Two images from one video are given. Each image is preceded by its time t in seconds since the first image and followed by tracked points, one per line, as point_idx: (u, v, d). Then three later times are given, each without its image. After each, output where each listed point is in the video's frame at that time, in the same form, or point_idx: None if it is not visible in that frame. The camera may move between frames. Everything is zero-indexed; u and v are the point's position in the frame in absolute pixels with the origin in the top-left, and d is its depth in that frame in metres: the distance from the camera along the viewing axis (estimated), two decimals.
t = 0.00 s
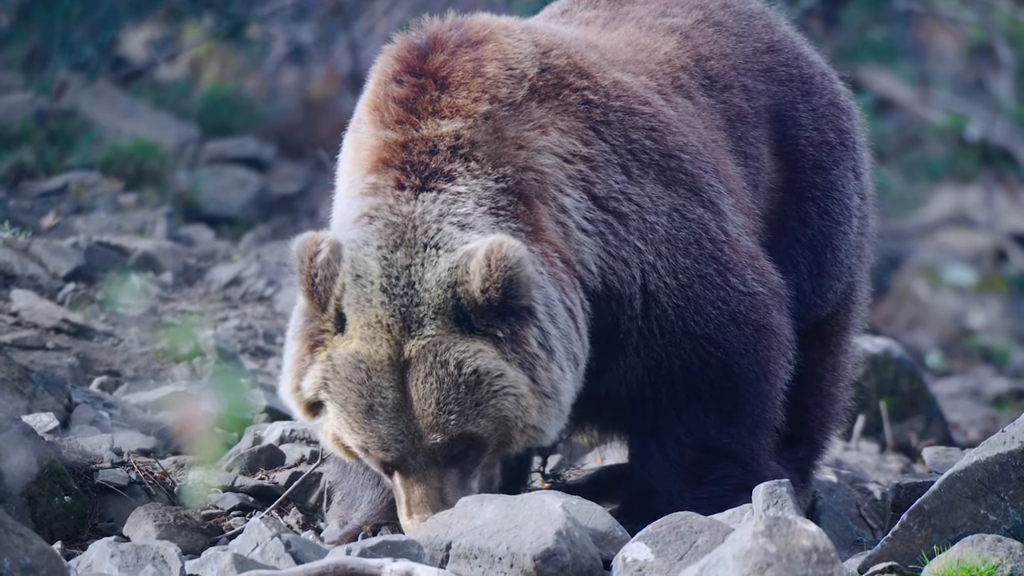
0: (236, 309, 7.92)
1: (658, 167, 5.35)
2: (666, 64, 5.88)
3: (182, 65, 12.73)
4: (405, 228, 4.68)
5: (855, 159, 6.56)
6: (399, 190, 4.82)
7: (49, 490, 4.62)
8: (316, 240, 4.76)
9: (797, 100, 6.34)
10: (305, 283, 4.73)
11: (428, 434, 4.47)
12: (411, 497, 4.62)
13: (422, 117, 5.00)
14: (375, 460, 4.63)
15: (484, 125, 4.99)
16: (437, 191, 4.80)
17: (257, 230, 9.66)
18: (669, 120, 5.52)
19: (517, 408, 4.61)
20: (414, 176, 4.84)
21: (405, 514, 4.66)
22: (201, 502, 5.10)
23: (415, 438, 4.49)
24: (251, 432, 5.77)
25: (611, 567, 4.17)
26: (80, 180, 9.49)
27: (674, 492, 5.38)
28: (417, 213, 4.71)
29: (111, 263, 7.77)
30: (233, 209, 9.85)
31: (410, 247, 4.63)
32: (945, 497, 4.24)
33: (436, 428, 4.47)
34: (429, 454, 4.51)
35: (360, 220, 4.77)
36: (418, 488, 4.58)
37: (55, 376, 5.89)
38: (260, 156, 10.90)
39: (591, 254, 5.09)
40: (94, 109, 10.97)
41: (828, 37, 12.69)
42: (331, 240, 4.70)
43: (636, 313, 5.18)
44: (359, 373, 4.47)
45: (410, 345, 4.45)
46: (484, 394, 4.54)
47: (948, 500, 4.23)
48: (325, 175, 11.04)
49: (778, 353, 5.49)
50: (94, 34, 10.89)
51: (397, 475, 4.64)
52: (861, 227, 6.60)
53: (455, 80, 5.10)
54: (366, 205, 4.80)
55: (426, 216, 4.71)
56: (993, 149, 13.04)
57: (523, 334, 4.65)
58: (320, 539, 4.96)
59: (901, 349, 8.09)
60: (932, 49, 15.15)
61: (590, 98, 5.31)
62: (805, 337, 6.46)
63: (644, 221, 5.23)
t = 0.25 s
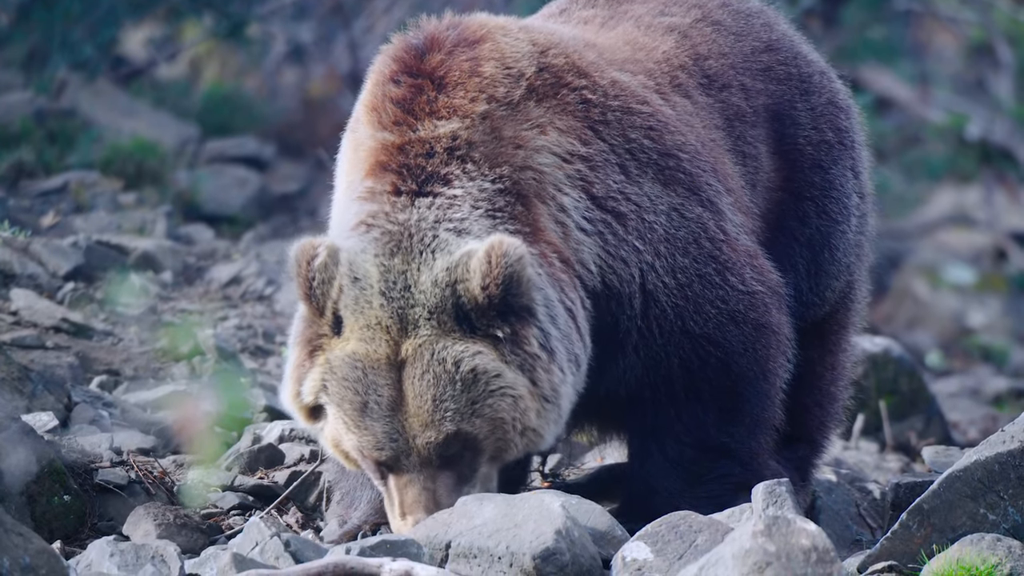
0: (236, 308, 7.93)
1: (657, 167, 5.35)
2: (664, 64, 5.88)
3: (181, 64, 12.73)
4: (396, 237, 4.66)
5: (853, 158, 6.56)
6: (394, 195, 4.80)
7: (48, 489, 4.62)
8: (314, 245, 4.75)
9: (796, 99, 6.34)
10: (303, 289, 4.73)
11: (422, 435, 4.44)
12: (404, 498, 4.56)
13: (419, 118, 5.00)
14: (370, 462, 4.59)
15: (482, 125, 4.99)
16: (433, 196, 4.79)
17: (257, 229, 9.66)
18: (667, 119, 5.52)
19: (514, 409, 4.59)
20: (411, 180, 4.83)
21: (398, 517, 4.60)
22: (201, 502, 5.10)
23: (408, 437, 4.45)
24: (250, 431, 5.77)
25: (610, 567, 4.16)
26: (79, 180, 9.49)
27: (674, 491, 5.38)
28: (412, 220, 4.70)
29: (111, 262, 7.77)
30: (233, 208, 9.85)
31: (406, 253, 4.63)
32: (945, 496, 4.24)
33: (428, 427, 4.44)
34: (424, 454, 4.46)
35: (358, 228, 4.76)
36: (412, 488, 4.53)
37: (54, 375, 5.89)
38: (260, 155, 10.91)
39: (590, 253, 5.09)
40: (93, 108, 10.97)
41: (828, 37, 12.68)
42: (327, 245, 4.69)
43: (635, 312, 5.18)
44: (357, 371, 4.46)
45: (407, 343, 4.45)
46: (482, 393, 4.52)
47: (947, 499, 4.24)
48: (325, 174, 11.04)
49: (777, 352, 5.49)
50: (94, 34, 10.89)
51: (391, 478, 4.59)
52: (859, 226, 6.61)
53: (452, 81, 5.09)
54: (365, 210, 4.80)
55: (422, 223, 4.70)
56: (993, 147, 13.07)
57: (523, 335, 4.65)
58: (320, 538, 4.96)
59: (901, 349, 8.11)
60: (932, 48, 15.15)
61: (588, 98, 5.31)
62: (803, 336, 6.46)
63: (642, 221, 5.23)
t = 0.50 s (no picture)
0: (235, 307, 7.92)
1: (656, 167, 5.35)
2: (663, 63, 5.88)
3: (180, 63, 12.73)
4: (394, 244, 4.66)
5: (852, 157, 6.56)
6: (394, 201, 4.79)
7: (47, 489, 4.61)
8: (314, 250, 4.78)
9: (795, 98, 6.34)
10: (303, 293, 4.76)
11: (419, 435, 4.45)
12: (399, 498, 4.54)
13: (419, 119, 4.99)
14: (366, 462, 4.59)
15: (481, 126, 4.99)
16: (432, 201, 4.78)
17: (256, 227, 9.66)
18: (666, 119, 5.52)
19: (513, 414, 4.60)
20: (410, 185, 4.82)
21: (392, 513, 4.58)
22: (200, 501, 5.10)
23: (404, 436, 4.46)
24: (249, 431, 5.77)
25: (609, 566, 4.17)
26: (79, 179, 9.49)
27: (672, 491, 5.39)
28: (409, 225, 4.70)
29: (110, 261, 7.77)
30: (233, 207, 9.85)
31: (405, 261, 4.63)
32: (944, 496, 4.24)
33: (424, 425, 4.44)
34: (421, 453, 4.47)
35: (356, 235, 4.76)
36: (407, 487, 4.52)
37: (53, 374, 5.89)
38: (259, 154, 10.90)
39: (590, 254, 5.09)
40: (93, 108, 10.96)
41: (828, 36, 12.68)
42: (328, 252, 4.71)
43: (635, 312, 5.18)
44: (355, 373, 4.49)
45: (405, 344, 4.47)
46: (480, 395, 4.52)
47: (946, 499, 4.24)
48: (324, 173, 11.04)
49: (777, 351, 5.49)
50: (94, 33, 10.88)
51: (386, 477, 4.58)
52: (859, 225, 6.61)
53: (451, 82, 5.09)
54: (365, 214, 4.80)
55: (420, 230, 4.69)
56: (993, 147, 13.06)
57: (523, 340, 4.66)
58: (319, 538, 4.96)
59: (900, 348, 8.11)
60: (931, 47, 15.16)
61: (588, 98, 5.31)
62: (803, 335, 6.46)
63: (642, 221, 5.23)
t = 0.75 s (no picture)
0: (234, 306, 7.92)
1: (656, 166, 5.35)
2: (662, 62, 5.87)
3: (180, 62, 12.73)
4: (397, 250, 4.66)
5: (851, 156, 6.56)
6: (396, 204, 4.79)
7: (47, 488, 4.61)
8: (319, 254, 4.77)
9: (793, 97, 6.33)
10: (308, 296, 4.75)
11: (422, 436, 4.44)
12: (397, 497, 4.53)
13: (418, 120, 4.99)
14: (368, 462, 4.57)
15: (482, 126, 4.99)
16: (433, 203, 4.79)
17: (255, 227, 9.66)
18: (665, 118, 5.51)
19: (518, 418, 4.62)
20: (411, 187, 4.82)
21: (392, 512, 4.56)
22: (200, 500, 5.09)
23: (407, 437, 4.45)
24: (248, 430, 5.77)
25: (609, 565, 4.17)
26: (78, 178, 9.49)
27: (672, 490, 5.39)
28: (413, 231, 4.70)
29: (109, 261, 7.77)
30: (232, 206, 9.85)
31: (409, 266, 4.63)
32: (943, 495, 4.24)
33: (427, 426, 4.44)
34: (424, 455, 4.46)
35: (358, 236, 4.77)
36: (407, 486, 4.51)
37: (52, 373, 5.89)
38: (258, 153, 10.90)
39: (590, 254, 5.09)
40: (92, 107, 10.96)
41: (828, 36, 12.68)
42: (333, 254, 4.70)
43: (635, 311, 5.18)
44: (359, 374, 4.48)
45: (410, 347, 4.47)
46: (487, 398, 4.54)
47: (946, 498, 4.24)
48: (324, 173, 11.04)
49: (776, 350, 5.49)
50: (93, 32, 10.85)
51: (388, 476, 4.56)
52: (858, 224, 6.61)
53: (451, 82, 5.09)
54: (366, 218, 4.80)
55: (423, 234, 4.70)
56: (993, 147, 13.08)
57: (529, 343, 4.67)
58: (319, 538, 4.96)
59: (899, 347, 8.11)
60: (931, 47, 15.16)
61: (587, 97, 5.31)
62: (802, 335, 6.46)
63: (642, 221, 5.23)
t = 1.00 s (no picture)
0: (234, 306, 7.92)
1: (660, 165, 5.35)
2: (665, 61, 5.87)
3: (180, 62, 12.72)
4: (401, 243, 4.66)
5: (852, 155, 6.56)
6: (400, 197, 4.80)
7: (47, 488, 4.61)
8: (320, 246, 4.76)
9: (795, 97, 6.34)
10: (309, 289, 4.76)
11: (421, 432, 4.45)
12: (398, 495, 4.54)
13: (424, 117, 4.99)
14: (367, 457, 4.58)
15: (486, 124, 4.99)
16: (438, 198, 4.79)
17: (256, 227, 9.66)
18: (669, 117, 5.51)
19: (517, 415, 4.63)
20: (415, 182, 4.83)
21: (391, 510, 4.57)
22: (200, 499, 5.09)
23: (406, 433, 4.46)
24: (249, 430, 5.77)
25: (609, 565, 4.17)
26: (78, 178, 9.49)
27: (672, 489, 5.39)
28: (416, 224, 4.70)
29: (109, 260, 7.76)
30: (232, 206, 9.84)
31: (411, 259, 4.62)
32: (944, 495, 4.24)
33: (426, 423, 4.45)
34: (422, 453, 4.48)
35: (362, 231, 4.77)
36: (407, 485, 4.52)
37: (52, 373, 5.89)
38: (259, 153, 10.90)
39: (594, 252, 5.09)
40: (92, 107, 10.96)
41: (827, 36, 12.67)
42: (334, 248, 4.71)
43: (638, 309, 5.18)
44: (358, 369, 4.49)
45: (410, 343, 4.47)
46: (485, 395, 4.55)
47: (946, 498, 4.24)
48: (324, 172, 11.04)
49: (778, 351, 5.50)
50: (92, 32, 10.82)
51: (388, 472, 4.57)
52: (858, 223, 6.61)
53: (456, 79, 5.09)
54: (371, 212, 4.79)
55: (427, 228, 4.69)
56: (993, 147, 13.11)
57: (529, 339, 4.67)
58: (320, 537, 4.96)
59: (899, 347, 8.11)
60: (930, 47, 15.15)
61: (591, 96, 5.30)
62: (803, 334, 6.46)
63: (645, 220, 5.22)
